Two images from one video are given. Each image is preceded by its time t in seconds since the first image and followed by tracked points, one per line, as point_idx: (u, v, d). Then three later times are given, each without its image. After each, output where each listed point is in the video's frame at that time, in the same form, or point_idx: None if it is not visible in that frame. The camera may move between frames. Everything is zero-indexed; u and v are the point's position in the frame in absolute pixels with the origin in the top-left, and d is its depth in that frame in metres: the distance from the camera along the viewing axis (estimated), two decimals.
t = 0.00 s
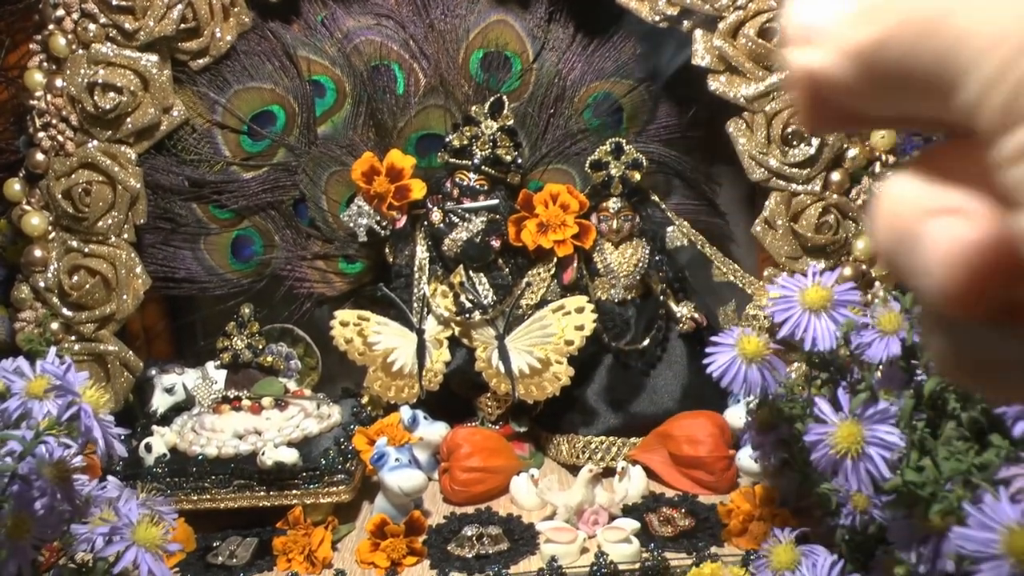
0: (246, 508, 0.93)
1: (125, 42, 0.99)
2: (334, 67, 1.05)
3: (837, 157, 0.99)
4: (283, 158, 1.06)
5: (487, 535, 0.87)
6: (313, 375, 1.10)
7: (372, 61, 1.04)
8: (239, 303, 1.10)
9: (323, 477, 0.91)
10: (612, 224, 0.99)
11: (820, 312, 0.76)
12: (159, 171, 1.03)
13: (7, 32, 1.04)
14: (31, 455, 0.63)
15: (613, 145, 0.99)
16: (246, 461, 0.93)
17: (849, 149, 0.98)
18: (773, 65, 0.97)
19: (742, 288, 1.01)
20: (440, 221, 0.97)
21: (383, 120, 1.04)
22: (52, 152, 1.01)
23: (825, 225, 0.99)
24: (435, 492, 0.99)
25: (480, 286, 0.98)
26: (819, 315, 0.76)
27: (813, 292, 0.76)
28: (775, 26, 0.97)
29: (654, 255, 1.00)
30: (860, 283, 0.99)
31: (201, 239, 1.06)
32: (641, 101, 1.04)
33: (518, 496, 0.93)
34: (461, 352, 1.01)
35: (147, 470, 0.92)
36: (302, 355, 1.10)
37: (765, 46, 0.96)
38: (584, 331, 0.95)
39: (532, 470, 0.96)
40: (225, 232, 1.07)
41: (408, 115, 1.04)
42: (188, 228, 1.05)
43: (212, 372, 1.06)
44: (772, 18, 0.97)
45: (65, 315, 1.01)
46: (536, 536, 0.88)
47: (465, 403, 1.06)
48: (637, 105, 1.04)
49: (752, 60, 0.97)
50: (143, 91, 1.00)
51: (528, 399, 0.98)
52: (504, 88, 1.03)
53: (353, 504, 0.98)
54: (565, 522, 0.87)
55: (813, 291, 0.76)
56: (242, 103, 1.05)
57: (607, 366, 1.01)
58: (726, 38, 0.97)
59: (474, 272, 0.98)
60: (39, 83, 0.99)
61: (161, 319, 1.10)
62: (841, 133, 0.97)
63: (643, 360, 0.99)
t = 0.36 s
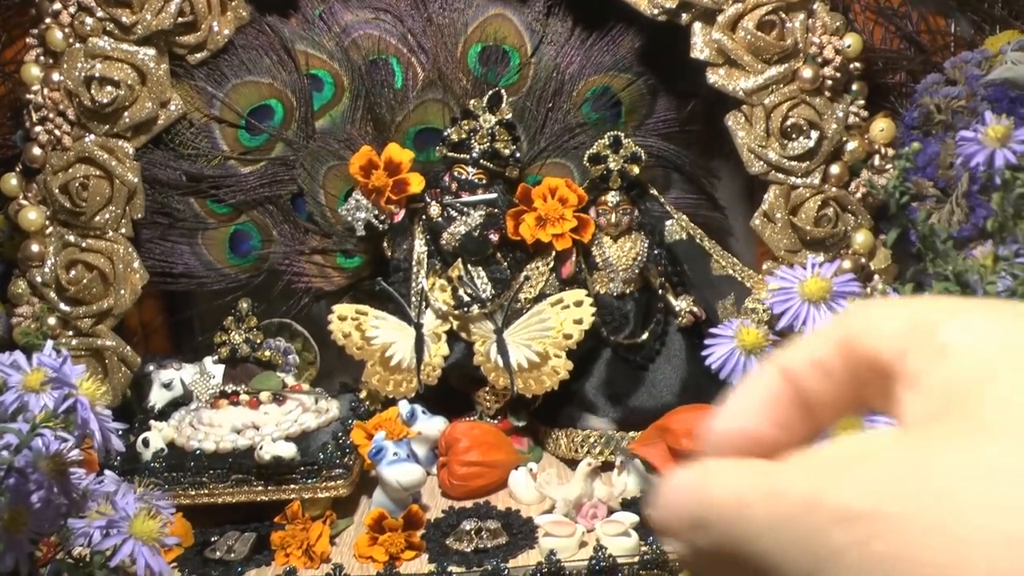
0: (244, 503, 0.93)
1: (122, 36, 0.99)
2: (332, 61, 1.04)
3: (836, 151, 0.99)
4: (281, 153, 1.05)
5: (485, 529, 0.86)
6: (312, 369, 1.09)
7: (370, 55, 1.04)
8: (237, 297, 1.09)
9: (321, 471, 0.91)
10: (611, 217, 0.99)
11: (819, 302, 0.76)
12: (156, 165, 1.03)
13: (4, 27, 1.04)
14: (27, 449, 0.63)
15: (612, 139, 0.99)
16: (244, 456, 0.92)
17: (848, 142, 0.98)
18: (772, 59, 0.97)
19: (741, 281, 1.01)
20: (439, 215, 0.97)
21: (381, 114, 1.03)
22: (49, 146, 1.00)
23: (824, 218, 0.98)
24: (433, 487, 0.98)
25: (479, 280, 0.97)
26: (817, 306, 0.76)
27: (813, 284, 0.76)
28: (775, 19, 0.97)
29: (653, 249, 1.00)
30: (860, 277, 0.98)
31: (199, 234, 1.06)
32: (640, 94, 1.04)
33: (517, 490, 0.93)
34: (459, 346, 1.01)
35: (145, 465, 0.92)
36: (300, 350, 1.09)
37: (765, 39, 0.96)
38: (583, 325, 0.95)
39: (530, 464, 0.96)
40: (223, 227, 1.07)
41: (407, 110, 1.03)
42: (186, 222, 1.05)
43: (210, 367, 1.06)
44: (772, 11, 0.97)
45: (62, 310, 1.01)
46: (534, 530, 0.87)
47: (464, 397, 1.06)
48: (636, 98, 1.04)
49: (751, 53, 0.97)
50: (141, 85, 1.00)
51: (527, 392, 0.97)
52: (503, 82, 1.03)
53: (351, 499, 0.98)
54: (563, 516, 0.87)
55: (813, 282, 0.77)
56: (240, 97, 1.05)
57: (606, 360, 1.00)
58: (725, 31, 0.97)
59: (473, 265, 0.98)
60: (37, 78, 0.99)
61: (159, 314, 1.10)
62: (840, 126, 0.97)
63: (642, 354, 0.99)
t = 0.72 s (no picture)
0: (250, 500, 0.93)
1: (127, 31, 0.99)
2: (337, 57, 1.04)
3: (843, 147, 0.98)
4: (286, 149, 1.05)
5: (493, 526, 0.86)
6: (317, 366, 1.09)
7: (375, 51, 1.03)
8: (242, 294, 1.09)
9: (327, 469, 0.91)
10: (617, 214, 0.99)
11: (830, 300, 0.76)
12: (161, 161, 1.03)
13: (8, 23, 1.04)
14: (36, 445, 0.63)
15: (618, 136, 0.99)
16: (250, 453, 0.92)
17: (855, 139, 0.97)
18: (780, 55, 0.97)
19: (747, 279, 1.01)
20: (445, 211, 0.96)
21: (387, 110, 1.03)
22: (54, 142, 1.00)
23: (831, 216, 0.98)
24: (439, 484, 0.98)
25: (485, 276, 0.98)
26: (828, 303, 0.76)
27: (823, 281, 0.76)
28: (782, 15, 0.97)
29: (660, 246, 1.00)
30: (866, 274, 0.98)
31: (203, 230, 1.06)
32: (645, 91, 1.04)
33: (524, 488, 0.93)
34: (466, 343, 1.00)
35: (150, 462, 0.92)
36: (305, 347, 1.09)
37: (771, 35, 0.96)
38: (589, 323, 0.95)
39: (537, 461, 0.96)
40: (227, 224, 1.07)
41: (412, 106, 1.03)
42: (190, 218, 1.05)
43: (215, 364, 1.05)
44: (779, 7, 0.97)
45: (67, 307, 1.01)
46: (542, 527, 0.87)
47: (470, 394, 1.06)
48: (640, 95, 1.04)
49: (759, 49, 0.98)
50: (145, 80, 1.00)
51: (533, 390, 0.97)
52: (508, 79, 1.02)
53: (357, 496, 0.98)
54: (571, 514, 0.87)
55: (823, 279, 0.76)
56: (244, 93, 1.04)
57: (612, 357, 1.00)
58: (732, 27, 0.97)
59: (479, 262, 0.98)
60: (40, 73, 0.99)
61: (163, 311, 1.10)
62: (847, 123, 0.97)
63: (648, 351, 0.99)
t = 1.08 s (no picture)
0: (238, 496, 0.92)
1: (117, 24, 0.99)
2: (329, 51, 1.03)
3: (835, 143, 0.99)
4: (278, 143, 1.05)
5: (481, 522, 0.86)
6: (308, 361, 1.08)
7: (367, 46, 1.03)
8: (233, 290, 1.08)
9: (316, 464, 0.90)
10: (608, 210, 0.99)
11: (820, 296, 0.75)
12: (152, 155, 1.03)
13: None
14: (17, 438, 0.62)
15: (610, 131, 0.99)
16: (239, 448, 0.92)
17: (848, 136, 0.98)
18: (772, 51, 0.97)
19: (739, 275, 1.01)
20: (436, 206, 0.96)
21: (379, 105, 1.03)
22: (44, 136, 1.00)
23: (822, 212, 0.99)
24: (429, 480, 0.98)
25: (476, 272, 0.97)
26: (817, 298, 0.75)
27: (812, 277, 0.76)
28: (775, 11, 0.97)
29: (652, 243, 1.00)
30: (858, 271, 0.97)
31: (194, 225, 1.06)
32: (639, 87, 1.04)
33: (513, 484, 0.92)
34: (455, 339, 0.99)
35: (139, 457, 0.92)
36: (296, 342, 1.09)
37: (764, 30, 0.96)
38: (580, 318, 0.95)
39: (527, 458, 0.95)
40: (219, 219, 1.07)
41: (404, 101, 1.03)
42: (182, 213, 1.05)
43: (206, 359, 1.05)
44: (772, 2, 0.97)
45: (57, 300, 1.01)
46: (530, 523, 0.87)
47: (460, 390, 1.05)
48: (634, 91, 1.04)
49: (751, 45, 0.97)
50: (136, 74, 1.00)
51: (524, 385, 0.97)
52: (501, 74, 1.02)
53: (347, 492, 0.97)
54: (560, 510, 0.86)
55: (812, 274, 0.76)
56: (236, 88, 1.04)
57: (603, 353, 0.99)
58: (725, 23, 0.97)
59: (470, 257, 0.97)
60: (31, 66, 0.99)
61: (155, 306, 1.09)
62: (840, 119, 0.97)
63: (640, 347, 0.97)
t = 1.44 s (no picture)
0: (242, 494, 0.93)
1: (121, 24, 0.99)
2: (333, 51, 1.04)
3: (838, 144, 0.99)
4: (282, 143, 1.05)
5: (485, 522, 0.86)
6: (311, 360, 1.08)
7: (371, 46, 1.03)
8: (237, 288, 1.09)
9: (320, 463, 0.90)
10: (613, 210, 0.98)
11: (824, 296, 0.75)
12: (156, 154, 1.03)
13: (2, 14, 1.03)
14: (26, 437, 0.63)
15: (614, 131, 0.98)
16: (243, 447, 0.92)
17: (851, 135, 0.98)
18: (775, 52, 0.98)
19: (743, 275, 1.01)
20: (439, 206, 0.96)
21: (382, 105, 1.03)
22: (48, 134, 1.00)
23: (827, 212, 0.98)
24: (432, 479, 0.98)
25: (479, 271, 0.97)
26: (821, 298, 0.75)
27: (816, 277, 0.76)
28: (779, 11, 0.98)
29: (654, 242, 1.00)
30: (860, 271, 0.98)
31: (198, 224, 1.06)
32: (641, 87, 1.04)
33: (517, 484, 0.92)
34: (459, 339, 1.00)
35: (143, 456, 0.92)
36: (299, 341, 1.08)
37: (767, 31, 0.96)
38: (583, 318, 0.95)
39: (531, 457, 0.95)
40: (222, 218, 1.07)
41: (408, 100, 1.03)
42: (185, 212, 1.05)
43: (210, 357, 1.05)
44: (776, 3, 0.98)
45: (61, 299, 1.01)
46: (534, 522, 0.87)
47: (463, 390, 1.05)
48: (637, 91, 1.04)
49: (754, 46, 0.98)
50: (140, 73, 1.00)
51: (527, 384, 0.97)
52: (504, 74, 1.02)
53: (350, 491, 0.98)
54: (564, 509, 0.87)
55: (816, 275, 0.76)
56: (239, 87, 1.04)
57: (607, 353, 1.00)
58: (728, 24, 0.97)
59: (474, 257, 0.97)
60: (35, 65, 0.99)
61: (159, 305, 1.09)
62: (843, 119, 0.97)
63: (643, 346, 0.99)
